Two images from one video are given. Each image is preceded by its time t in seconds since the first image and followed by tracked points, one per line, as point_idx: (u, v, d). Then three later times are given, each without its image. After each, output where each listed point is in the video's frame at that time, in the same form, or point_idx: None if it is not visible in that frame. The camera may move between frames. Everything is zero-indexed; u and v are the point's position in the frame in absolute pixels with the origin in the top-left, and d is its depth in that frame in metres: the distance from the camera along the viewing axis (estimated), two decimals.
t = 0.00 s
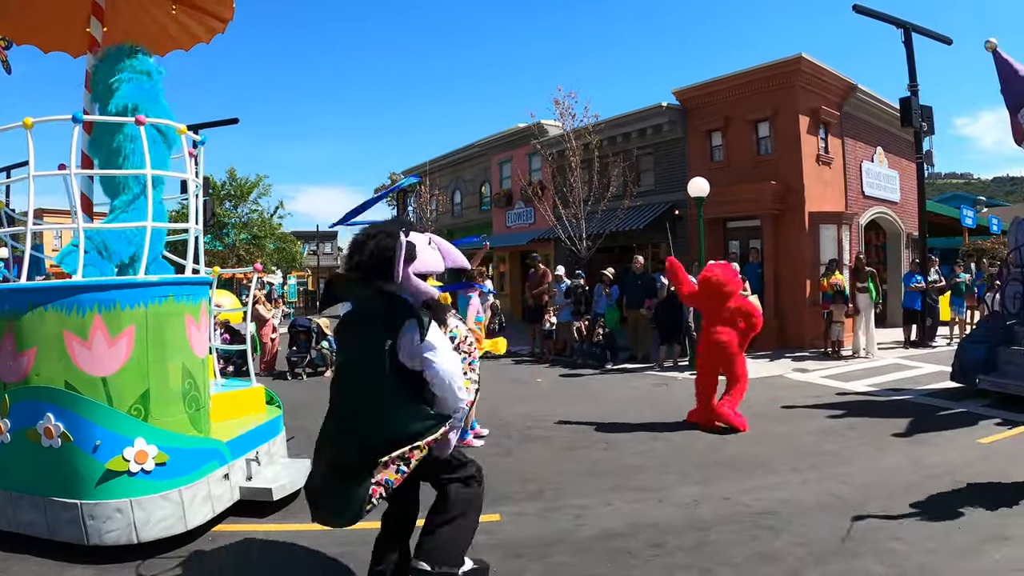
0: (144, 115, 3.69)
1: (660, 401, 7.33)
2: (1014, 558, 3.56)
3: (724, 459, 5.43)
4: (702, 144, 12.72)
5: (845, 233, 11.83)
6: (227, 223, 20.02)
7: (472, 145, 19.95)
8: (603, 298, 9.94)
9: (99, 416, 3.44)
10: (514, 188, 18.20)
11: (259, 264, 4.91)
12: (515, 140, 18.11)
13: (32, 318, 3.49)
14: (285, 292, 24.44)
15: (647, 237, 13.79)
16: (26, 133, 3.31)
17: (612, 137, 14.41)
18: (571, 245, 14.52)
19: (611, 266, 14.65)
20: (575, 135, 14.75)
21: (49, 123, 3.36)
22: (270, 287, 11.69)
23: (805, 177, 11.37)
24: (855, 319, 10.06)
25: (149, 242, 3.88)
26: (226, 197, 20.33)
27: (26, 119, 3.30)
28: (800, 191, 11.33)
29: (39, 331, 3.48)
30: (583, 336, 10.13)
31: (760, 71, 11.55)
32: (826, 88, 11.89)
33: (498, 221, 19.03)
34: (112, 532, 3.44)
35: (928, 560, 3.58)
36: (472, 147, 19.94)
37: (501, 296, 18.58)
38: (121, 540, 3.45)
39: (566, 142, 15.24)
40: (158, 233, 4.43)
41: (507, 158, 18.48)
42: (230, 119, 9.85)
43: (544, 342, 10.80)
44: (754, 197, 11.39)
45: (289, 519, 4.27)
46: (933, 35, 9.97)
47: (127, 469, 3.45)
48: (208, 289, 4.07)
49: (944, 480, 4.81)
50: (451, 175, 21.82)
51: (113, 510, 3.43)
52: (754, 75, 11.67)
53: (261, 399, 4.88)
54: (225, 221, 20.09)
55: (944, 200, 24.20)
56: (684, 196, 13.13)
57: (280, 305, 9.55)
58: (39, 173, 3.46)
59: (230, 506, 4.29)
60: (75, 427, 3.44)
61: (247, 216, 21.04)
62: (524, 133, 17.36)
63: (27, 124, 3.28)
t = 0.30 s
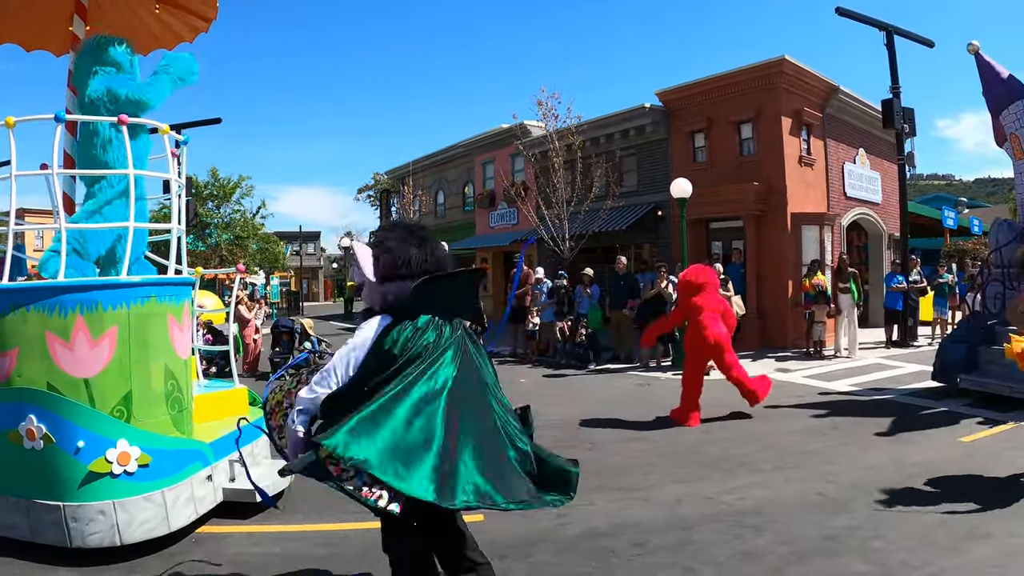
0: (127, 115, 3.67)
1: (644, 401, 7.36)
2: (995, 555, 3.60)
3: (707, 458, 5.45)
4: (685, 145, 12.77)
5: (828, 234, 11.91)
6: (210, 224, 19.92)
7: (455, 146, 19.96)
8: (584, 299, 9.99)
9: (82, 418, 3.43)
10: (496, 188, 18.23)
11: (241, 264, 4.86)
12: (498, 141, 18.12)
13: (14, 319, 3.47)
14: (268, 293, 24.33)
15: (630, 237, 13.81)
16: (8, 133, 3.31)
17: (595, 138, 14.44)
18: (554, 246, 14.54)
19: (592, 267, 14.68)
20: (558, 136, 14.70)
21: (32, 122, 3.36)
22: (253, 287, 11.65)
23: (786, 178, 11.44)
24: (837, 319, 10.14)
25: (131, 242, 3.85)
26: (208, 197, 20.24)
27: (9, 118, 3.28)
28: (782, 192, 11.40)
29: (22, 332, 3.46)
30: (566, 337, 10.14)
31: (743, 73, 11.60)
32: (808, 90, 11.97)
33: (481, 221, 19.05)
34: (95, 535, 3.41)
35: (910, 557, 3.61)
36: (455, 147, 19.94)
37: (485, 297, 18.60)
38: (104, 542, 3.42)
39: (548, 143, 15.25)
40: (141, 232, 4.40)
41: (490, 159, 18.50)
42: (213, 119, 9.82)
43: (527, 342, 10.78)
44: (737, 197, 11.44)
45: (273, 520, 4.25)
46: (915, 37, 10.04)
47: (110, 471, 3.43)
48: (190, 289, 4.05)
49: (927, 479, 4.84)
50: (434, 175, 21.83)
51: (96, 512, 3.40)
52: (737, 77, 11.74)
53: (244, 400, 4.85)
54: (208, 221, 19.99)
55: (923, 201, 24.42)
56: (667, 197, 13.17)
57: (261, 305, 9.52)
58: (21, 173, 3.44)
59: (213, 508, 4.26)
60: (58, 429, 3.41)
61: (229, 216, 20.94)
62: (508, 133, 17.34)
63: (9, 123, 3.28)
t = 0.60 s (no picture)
0: (115, 113, 3.65)
1: (632, 402, 7.38)
2: (980, 555, 3.62)
3: (695, 460, 5.47)
4: (673, 148, 12.82)
5: (815, 236, 11.99)
6: (198, 223, 19.85)
7: (444, 146, 19.97)
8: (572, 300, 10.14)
9: (69, 418, 3.41)
10: (485, 190, 18.24)
11: (228, 264, 4.81)
12: (484, 142, 18.20)
13: (2, 319, 3.47)
14: (257, 293, 24.25)
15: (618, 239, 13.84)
16: None
17: (584, 140, 14.46)
18: (543, 247, 14.54)
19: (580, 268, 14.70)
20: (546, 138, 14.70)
21: (20, 120, 3.39)
22: (240, 287, 11.63)
23: (774, 180, 11.49)
24: (824, 321, 10.21)
25: (118, 242, 3.83)
26: (196, 197, 20.17)
27: None
28: (770, 194, 11.45)
29: (9, 331, 3.45)
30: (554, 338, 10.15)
31: (731, 76, 11.66)
32: (797, 93, 12.03)
33: (470, 222, 19.06)
34: (82, 535, 3.39)
35: (896, 557, 3.63)
36: (443, 148, 19.95)
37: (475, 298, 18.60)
38: (91, 543, 3.39)
39: (536, 144, 15.27)
40: (129, 231, 4.37)
41: (478, 160, 18.53)
42: (201, 119, 9.80)
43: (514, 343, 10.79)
44: (725, 200, 11.49)
45: (260, 521, 4.24)
46: (904, 41, 10.11)
47: (96, 471, 3.41)
48: (178, 289, 4.04)
49: (913, 479, 4.88)
50: (423, 176, 21.83)
51: (82, 512, 3.37)
52: (725, 80, 11.79)
53: (231, 400, 4.84)
54: (196, 220, 19.91)
55: (910, 204, 24.53)
56: (655, 199, 13.21)
57: (249, 305, 9.51)
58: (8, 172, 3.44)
59: (200, 508, 4.24)
60: (45, 429, 3.39)
61: (217, 216, 20.87)
62: (497, 134, 17.37)
63: None
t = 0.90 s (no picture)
0: (106, 118, 3.64)
1: (623, 405, 7.40)
2: (970, 555, 3.64)
3: (686, 461, 5.48)
4: (664, 150, 12.85)
5: (806, 238, 12.04)
6: (190, 227, 19.81)
7: (436, 149, 19.98)
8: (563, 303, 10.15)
9: (62, 422, 3.40)
10: (477, 193, 18.25)
11: (220, 267, 4.77)
12: (475, 145, 18.23)
13: None
14: (249, 296, 24.21)
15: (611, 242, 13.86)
16: None
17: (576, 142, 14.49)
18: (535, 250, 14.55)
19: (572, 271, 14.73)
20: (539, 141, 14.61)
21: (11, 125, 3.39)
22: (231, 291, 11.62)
23: (765, 182, 11.53)
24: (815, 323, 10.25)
25: (109, 246, 3.82)
26: (188, 200, 20.12)
27: None
28: (761, 196, 11.48)
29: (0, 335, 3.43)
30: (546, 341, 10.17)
31: (722, 78, 11.69)
32: (787, 95, 12.06)
33: (462, 225, 19.07)
34: (74, 539, 3.38)
35: (887, 557, 3.65)
36: (435, 151, 19.96)
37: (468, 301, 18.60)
38: (83, 547, 3.38)
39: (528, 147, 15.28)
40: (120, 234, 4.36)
41: (470, 163, 18.56)
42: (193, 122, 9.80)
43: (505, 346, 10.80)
44: (715, 202, 11.52)
45: (252, 524, 4.24)
46: (894, 44, 10.15)
47: (88, 475, 3.40)
48: (170, 293, 4.04)
49: (904, 480, 4.90)
50: (415, 179, 21.84)
51: (75, 516, 3.36)
52: (716, 82, 11.82)
53: (223, 404, 4.83)
54: (188, 224, 19.87)
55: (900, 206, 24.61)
56: (647, 201, 13.25)
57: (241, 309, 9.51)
58: None
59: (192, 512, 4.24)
60: (37, 433, 3.38)
61: (209, 219, 20.82)
62: (489, 137, 17.40)
63: None
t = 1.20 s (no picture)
0: (104, 119, 3.63)
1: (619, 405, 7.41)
2: (966, 554, 3.65)
3: (683, 462, 5.49)
4: (661, 151, 12.86)
5: (803, 238, 12.05)
6: (187, 227, 19.78)
7: (433, 150, 19.97)
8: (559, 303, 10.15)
9: (59, 423, 3.40)
10: (474, 193, 18.25)
11: (217, 268, 4.76)
12: (472, 145, 18.25)
13: None
14: (246, 297, 24.18)
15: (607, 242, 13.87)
16: None
17: (572, 143, 14.49)
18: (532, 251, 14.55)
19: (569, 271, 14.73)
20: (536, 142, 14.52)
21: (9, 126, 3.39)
22: (228, 292, 11.61)
23: (761, 183, 11.54)
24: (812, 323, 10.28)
25: (106, 246, 3.81)
26: (185, 201, 20.08)
27: None
28: (758, 197, 11.49)
29: None
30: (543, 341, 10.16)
31: (718, 79, 11.72)
32: (784, 96, 12.08)
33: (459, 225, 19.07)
34: (72, 540, 3.38)
35: (882, 557, 3.66)
36: (432, 152, 19.96)
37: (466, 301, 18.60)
38: (81, 548, 3.38)
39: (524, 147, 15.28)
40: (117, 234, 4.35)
41: (467, 164, 18.56)
42: (190, 122, 9.78)
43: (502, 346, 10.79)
44: (712, 203, 11.53)
45: (249, 525, 4.25)
46: (890, 44, 10.17)
47: (86, 476, 3.40)
48: (167, 294, 4.03)
49: (900, 480, 4.91)
50: (412, 179, 21.82)
51: (72, 517, 3.37)
52: (712, 83, 11.84)
53: (220, 404, 4.84)
54: (184, 225, 19.84)
55: (897, 207, 24.62)
56: (644, 201, 13.26)
57: (238, 310, 9.51)
58: None
59: (190, 513, 4.24)
60: (35, 434, 3.39)
61: (206, 220, 20.77)
62: (485, 138, 17.40)
63: None
